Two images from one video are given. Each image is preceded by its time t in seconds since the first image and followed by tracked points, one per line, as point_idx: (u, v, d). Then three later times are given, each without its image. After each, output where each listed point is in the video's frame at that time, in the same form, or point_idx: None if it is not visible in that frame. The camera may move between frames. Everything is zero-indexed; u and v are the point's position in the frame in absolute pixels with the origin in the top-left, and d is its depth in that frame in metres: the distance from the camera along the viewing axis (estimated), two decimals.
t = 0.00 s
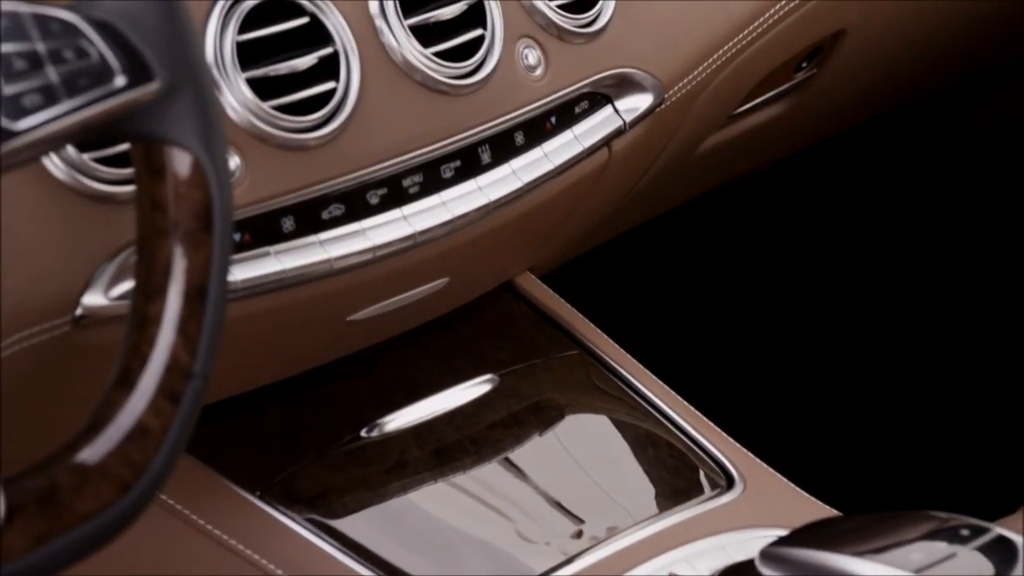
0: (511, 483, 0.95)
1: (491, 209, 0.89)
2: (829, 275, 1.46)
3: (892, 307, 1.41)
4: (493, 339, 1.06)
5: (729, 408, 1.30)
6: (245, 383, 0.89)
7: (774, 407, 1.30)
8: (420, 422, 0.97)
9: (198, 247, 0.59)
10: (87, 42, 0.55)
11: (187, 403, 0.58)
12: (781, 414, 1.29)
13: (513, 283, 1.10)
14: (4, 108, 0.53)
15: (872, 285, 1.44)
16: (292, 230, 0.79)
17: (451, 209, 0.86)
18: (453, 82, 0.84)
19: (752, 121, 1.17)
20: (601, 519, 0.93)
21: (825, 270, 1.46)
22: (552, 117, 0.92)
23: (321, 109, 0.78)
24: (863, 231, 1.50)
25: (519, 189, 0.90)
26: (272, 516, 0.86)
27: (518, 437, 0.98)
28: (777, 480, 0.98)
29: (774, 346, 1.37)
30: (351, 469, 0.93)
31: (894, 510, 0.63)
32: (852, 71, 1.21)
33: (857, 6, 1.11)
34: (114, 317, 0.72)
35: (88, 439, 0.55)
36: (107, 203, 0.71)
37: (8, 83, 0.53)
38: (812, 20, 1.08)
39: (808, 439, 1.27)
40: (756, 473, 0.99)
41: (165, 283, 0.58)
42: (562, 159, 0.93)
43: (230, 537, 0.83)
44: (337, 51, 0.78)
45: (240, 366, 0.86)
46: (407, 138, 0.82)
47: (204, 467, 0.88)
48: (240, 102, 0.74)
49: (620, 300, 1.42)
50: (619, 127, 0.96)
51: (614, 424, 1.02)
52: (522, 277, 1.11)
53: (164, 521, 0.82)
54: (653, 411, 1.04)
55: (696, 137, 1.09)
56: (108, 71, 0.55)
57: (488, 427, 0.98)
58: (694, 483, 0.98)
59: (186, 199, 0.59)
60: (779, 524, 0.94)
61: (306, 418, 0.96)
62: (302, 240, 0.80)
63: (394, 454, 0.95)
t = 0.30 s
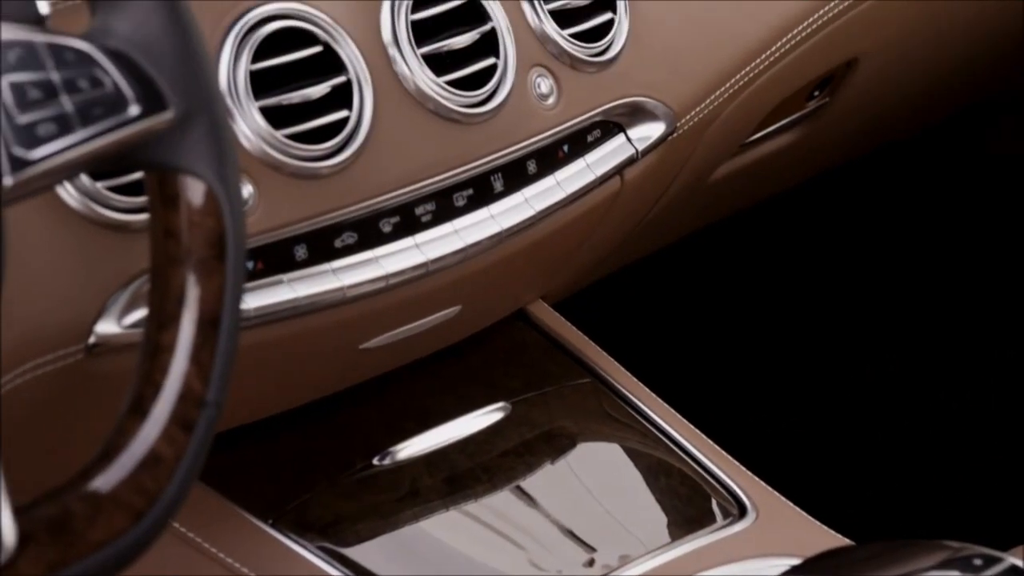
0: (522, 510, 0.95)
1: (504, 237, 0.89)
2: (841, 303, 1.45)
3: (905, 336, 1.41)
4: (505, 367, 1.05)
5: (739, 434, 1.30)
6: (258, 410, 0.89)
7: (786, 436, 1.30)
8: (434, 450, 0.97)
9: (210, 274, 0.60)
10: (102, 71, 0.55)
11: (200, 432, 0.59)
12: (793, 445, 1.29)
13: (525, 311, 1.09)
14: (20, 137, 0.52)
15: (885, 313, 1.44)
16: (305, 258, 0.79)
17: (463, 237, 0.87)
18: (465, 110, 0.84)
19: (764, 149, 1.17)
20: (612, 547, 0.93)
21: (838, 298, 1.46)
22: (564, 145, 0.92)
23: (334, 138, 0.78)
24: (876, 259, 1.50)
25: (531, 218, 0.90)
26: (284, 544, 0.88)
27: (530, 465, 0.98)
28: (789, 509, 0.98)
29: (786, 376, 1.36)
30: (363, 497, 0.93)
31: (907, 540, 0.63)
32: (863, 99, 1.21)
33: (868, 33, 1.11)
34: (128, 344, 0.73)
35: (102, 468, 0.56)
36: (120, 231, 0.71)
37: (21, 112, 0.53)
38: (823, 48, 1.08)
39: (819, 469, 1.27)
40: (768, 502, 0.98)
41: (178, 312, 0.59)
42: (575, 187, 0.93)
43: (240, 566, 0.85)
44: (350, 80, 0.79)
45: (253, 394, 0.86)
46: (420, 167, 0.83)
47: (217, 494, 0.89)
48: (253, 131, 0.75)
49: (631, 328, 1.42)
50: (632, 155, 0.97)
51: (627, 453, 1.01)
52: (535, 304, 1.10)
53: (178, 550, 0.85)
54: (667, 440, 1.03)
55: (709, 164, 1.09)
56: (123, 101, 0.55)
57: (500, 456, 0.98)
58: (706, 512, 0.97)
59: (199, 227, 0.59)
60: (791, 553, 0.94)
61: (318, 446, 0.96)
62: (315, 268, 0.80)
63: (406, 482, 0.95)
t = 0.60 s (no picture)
0: (533, 531, 0.95)
1: (514, 258, 0.89)
2: (851, 324, 1.46)
3: (912, 355, 1.41)
4: (515, 387, 1.06)
5: (748, 457, 1.31)
6: (267, 431, 0.89)
7: (793, 459, 1.31)
8: (444, 471, 0.98)
9: (220, 295, 0.60)
10: (114, 93, 0.55)
11: (210, 454, 0.60)
12: (800, 466, 1.30)
13: (534, 331, 1.10)
14: (31, 159, 0.53)
15: (895, 334, 1.44)
16: (315, 279, 0.80)
17: (474, 258, 0.87)
18: (475, 132, 0.84)
19: (775, 171, 1.18)
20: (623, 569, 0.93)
21: (848, 319, 1.46)
22: (574, 167, 0.92)
23: (345, 159, 0.78)
24: (886, 280, 1.50)
25: (541, 239, 0.91)
26: (294, 564, 0.88)
27: (540, 487, 0.98)
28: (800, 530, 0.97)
29: (793, 396, 1.38)
30: (372, 518, 0.93)
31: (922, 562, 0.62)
32: (874, 121, 1.22)
33: (878, 56, 1.12)
34: (138, 366, 0.73)
35: (112, 489, 0.58)
36: (131, 251, 0.71)
37: (33, 133, 0.53)
38: (833, 70, 1.08)
39: (828, 492, 1.28)
40: (779, 523, 0.98)
41: (189, 333, 0.60)
42: (585, 209, 0.93)
43: None
44: (361, 101, 0.79)
45: (265, 416, 0.87)
46: (429, 188, 0.83)
47: (227, 515, 0.90)
48: (265, 153, 0.75)
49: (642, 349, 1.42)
50: (641, 177, 0.97)
51: (638, 475, 1.00)
52: (544, 324, 1.10)
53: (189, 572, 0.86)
54: (676, 462, 1.02)
55: (720, 185, 1.09)
56: (134, 122, 0.55)
57: (510, 477, 0.98)
58: (715, 533, 0.97)
59: (210, 248, 0.60)
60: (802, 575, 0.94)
61: (328, 468, 0.96)
62: (326, 289, 0.80)
63: (416, 504, 0.95)
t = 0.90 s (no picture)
0: (545, 556, 0.93)
1: (527, 282, 0.89)
2: (865, 348, 1.46)
3: (926, 380, 1.42)
4: (528, 411, 1.06)
5: (761, 480, 1.33)
6: (281, 455, 0.90)
7: (806, 484, 1.32)
8: (456, 495, 0.98)
9: (234, 319, 0.60)
10: (129, 117, 0.56)
11: (224, 478, 0.60)
12: (813, 491, 1.32)
13: (547, 355, 1.10)
14: (46, 184, 0.54)
15: (908, 358, 1.45)
16: (329, 302, 0.80)
17: (487, 282, 0.87)
18: (488, 156, 0.85)
19: (789, 195, 1.18)
20: None
21: (861, 343, 1.46)
22: (587, 191, 0.93)
23: (358, 183, 0.79)
24: (901, 304, 1.51)
25: (555, 263, 0.91)
26: None
27: (553, 511, 0.97)
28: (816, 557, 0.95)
29: (806, 418, 1.39)
30: (383, 542, 0.93)
31: None
32: (887, 144, 1.22)
33: (890, 80, 1.12)
34: (152, 390, 0.73)
35: (128, 512, 0.60)
36: (146, 276, 0.72)
37: (48, 158, 0.54)
38: (845, 95, 1.09)
39: (840, 517, 1.29)
40: (793, 547, 0.95)
41: (203, 356, 0.61)
42: (598, 233, 0.94)
43: None
44: (374, 125, 0.80)
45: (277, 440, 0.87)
46: (442, 212, 0.84)
47: (241, 539, 0.90)
48: (279, 177, 0.76)
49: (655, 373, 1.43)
50: (655, 201, 0.97)
51: (651, 499, 0.99)
52: (556, 348, 1.10)
53: None
54: (691, 486, 1.01)
55: (733, 210, 1.10)
56: (148, 147, 0.56)
57: (523, 501, 0.98)
58: (729, 558, 0.95)
59: (224, 272, 0.60)
60: None
61: (342, 492, 0.98)
62: (339, 312, 0.81)
63: (428, 528, 0.95)
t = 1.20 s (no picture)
0: None
1: (540, 303, 0.90)
2: (879, 373, 1.46)
3: (939, 403, 1.42)
4: (541, 432, 1.06)
5: (773, 502, 1.33)
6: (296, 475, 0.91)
7: (818, 506, 1.32)
8: (467, 517, 0.98)
9: (247, 341, 0.61)
10: (144, 139, 0.56)
11: (237, 499, 0.61)
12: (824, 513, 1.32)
13: (559, 376, 1.11)
14: (61, 206, 0.54)
15: (921, 384, 1.45)
16: (342, 323, 0.81)
17: (500, 303, 0.88)
18: (502, 177, 0.85)
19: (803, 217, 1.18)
20: None
21: (874, 367, 1.47)
22: (601, 212, 0.93)
23: (371, 205, 0.80)
24: (916, 329, 1.50)
25: (568, 283, 0.91)
26: None
27: (566, 532, 0.96)
28: None
29: (820, 442, 1.39)
30: (394, 563, 0.94)
31: None
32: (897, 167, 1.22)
33: (902, 102, 1.13)
34: (165, 411, 0.74)
35: (141, 533, 0.61)
36: (161, 297, 0.72)
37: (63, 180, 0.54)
38: (858, 117, 1.09)
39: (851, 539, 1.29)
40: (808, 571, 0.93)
41: (216, 378, 0.61)
42: (611, 253, 0.94)
43: None
44: (388, 146, 0.81)
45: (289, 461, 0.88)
46: (455, 233, 0.84)
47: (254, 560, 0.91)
48: (292, 198, 0.77)
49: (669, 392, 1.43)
50: (667, 223, 0.97)
51: (663, 519, 0.98)
52: (569, 370, 1.11)
53: None
54: (704, 507, 1.00)
55: (745, 231, 1.10)
56: (163, 169, 0.56)
57: (534, 522, 0.97)
58: None
59: (239, 293, 0.61)
60: None
61: (354, 514, 0.99)
62: (352, 333, 0.81)
63: (441, 549, 0.95)
